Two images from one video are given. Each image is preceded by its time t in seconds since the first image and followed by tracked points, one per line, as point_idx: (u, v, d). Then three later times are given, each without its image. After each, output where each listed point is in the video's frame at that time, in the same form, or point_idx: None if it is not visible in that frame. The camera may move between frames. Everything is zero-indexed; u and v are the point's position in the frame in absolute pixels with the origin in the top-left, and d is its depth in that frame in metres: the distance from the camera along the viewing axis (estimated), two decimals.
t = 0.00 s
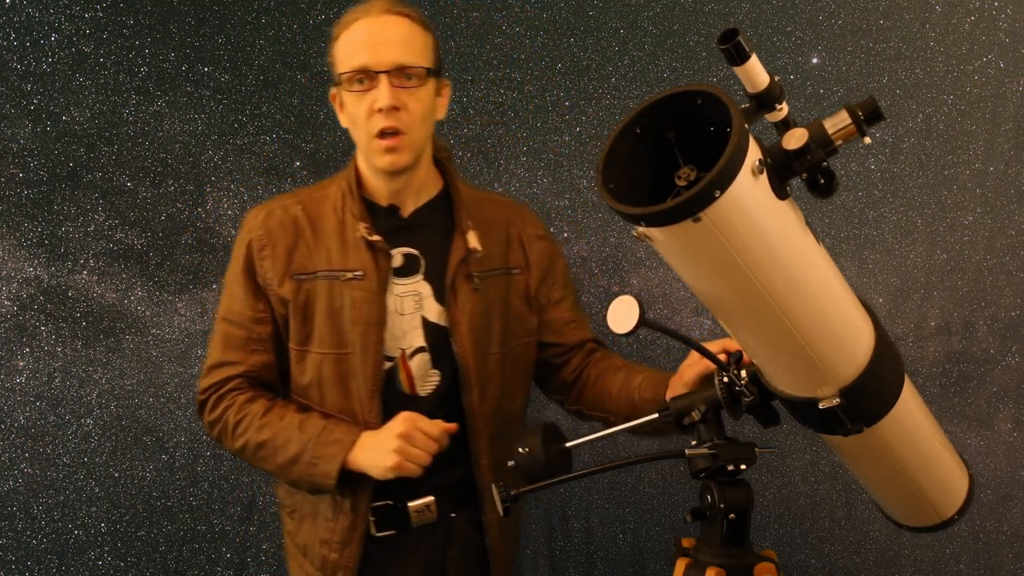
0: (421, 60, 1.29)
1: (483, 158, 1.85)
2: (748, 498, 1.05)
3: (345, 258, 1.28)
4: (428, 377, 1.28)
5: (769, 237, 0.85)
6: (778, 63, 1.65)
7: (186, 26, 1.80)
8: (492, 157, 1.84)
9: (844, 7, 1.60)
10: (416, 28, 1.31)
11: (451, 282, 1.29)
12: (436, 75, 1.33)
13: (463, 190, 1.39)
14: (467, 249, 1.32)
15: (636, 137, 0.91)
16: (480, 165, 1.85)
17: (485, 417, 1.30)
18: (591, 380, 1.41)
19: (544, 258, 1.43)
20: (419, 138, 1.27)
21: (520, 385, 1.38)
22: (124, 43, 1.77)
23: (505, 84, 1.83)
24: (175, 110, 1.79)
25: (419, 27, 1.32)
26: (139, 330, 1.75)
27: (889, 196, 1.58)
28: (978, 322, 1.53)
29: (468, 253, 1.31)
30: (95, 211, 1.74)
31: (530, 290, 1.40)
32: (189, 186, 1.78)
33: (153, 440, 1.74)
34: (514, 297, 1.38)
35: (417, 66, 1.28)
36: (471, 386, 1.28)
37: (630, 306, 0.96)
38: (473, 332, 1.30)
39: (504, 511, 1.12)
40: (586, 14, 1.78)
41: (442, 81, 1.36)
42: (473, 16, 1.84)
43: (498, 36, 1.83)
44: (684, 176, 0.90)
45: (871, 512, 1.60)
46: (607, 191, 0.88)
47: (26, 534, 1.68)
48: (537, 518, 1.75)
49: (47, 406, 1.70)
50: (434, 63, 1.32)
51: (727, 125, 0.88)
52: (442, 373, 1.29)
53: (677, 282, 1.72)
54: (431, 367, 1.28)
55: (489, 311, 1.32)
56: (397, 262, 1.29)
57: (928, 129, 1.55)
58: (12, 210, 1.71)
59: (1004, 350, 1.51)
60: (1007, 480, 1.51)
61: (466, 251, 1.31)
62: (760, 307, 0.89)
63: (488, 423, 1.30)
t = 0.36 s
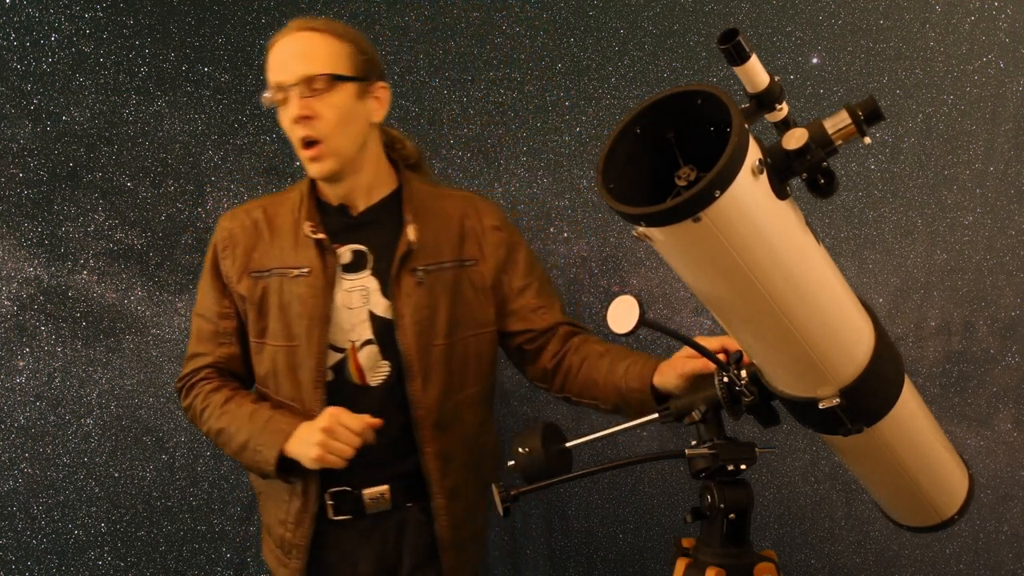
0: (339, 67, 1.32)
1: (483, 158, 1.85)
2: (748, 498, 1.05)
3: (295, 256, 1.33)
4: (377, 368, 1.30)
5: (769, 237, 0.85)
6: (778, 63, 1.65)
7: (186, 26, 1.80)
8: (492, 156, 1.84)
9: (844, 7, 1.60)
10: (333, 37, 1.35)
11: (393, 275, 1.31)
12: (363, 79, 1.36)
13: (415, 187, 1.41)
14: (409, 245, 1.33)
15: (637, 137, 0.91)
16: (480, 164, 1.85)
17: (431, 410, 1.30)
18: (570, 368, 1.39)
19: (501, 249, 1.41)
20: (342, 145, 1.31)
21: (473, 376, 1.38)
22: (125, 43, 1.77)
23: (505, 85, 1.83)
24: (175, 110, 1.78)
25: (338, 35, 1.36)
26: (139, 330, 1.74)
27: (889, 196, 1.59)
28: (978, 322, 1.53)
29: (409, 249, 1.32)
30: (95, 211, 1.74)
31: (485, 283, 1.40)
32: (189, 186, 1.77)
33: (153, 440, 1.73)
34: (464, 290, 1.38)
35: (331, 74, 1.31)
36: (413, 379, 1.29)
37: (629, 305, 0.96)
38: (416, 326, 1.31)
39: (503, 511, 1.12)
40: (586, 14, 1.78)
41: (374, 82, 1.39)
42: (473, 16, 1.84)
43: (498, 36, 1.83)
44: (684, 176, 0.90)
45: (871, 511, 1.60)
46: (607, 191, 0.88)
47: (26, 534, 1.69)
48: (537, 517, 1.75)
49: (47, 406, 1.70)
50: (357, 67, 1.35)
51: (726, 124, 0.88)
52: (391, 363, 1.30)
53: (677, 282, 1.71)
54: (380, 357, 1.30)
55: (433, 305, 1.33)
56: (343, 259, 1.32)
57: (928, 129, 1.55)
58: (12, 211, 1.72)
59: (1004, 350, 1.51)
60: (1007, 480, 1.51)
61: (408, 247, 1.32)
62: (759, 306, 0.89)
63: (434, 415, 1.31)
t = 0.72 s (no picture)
0: (232, 73, 1.07)
1: (483, 158, 1.83)
2: (748, 498, 1.05)
3: (219, 261, 1.10)
4: (299, 370, 1.03)
5: (769, 237, 0.85)
6: (778, 63, 1.66)
7: (186, 26, 1.80)
8: (492, 157, 1.83)
9: (844, 7, 1.60)
10: (223, 42, 1.08)
11: (312, 279, 1.05)
12: (262, 81, 1.08)
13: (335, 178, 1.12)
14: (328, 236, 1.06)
15: (637, 137, 0.91)
16: (481, 165, 1.83)
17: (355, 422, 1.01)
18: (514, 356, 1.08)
19: (434, 237, 1.08)
20: (240, 159, 1.06)
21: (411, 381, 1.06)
22: (124, 43, 1.76)
23: (505, 84, 1.82)
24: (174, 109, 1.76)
25: (236, 39, 1.09)
26: (139, 330, 1.72)
27: (889, 196, 1.59)
28: (978, 322, 1.53)
29: (323, 243, 1.05)
30: (95, 211, 1.74)
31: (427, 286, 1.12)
32: (189, 186, 1.75)
33: (153, 440, 1.71)
34: (392, 286, 1.07)
35: (221, 84, 1.06)
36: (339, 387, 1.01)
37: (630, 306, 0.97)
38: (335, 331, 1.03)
39: (503, 511, 1.12)
40: (586, 14, 1.78)
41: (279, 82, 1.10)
42: (473, 16, 1.84)
43: (498, 36, 1.83)
44: (684, 176, 0.90)
45: (871, 512, 1.60)
46: (607, 191, 0.89)
47: (26, 534, 1.68)
48: (537, 517, 1.75)
49: (47, 406, 1.70)
50: (256, 70, 1.08)
51: (727, 124, 0.88)
52: (314, 363, 1.03)
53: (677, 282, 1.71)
54: (302, 360, 1.03)
55: (359, 303, 1.05)
56: (265, 263, 1.08)
57: (928, 129, 1.56)
58: (12, 211, 1.72)
59: (1004, 350, 1.51)
60: (1007, 480, 1.51)
61: (326, 237, 1.06)
62: (759, 306, 0.89)
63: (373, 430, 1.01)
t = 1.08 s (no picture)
0: (105, 65, 0.72)
1: (483, 158, 1.81)
2: (748, 498, 1.05)
3: (85, 265, 0.80)
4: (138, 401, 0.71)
5: (768, 237, 0.85)
6: (778, 63, 1.66)
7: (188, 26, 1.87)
8: (492, 157, 1.81)
9: (844, 7, 1.61)
10: (98, 21, 0.72)
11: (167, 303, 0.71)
12: (138, 73, 0.72)
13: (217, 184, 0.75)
14: (189, 249, 0.72)
15: (637, 137, 0.91)
16: (481, 165, 1.81)
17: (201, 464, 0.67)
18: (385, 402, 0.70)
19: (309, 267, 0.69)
20: (110, 165, 0.71)
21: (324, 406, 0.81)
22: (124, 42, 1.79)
23: (505, 84, 1.82)
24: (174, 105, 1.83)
25: (113, 21, 0.73)
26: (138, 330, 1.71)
27: (889, 195, 1.59)
28: (978, 321, 1.53)
29: (180, 264, 0.71)
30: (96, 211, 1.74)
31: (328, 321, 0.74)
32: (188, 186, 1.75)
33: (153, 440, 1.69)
34: (252, 317, 0.69)
35: (84, 79, 0.71)
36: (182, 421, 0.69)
37: (630, 308, 0.98)
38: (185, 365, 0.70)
39: (503, 512, 1.12)
40: (586, 14, 1.79)
41: (162, 72, 0.74)
42: (473, 16, 1.83)
43: (498, 36, 1.83)
44: (684, 176, 0.89)
45: (871, 512, 1.60)
46: (607, 191, 0.89)
47: (26, 534, 1.68)
48: (537, 517, 1.74)
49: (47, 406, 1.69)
50: (132, 60, 0.72)
51: (727, 124, 0.88)
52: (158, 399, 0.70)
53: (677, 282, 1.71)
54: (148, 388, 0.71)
55: (213, 337, 0.69)
56: (125, 273, 0.75)
57: (928, 129, 1.56)
58: (12, 211, 1.71)
59: (1004, 350, 1.51)
60: (1007, 480, 1.51)
61: (186, 253, 0.72)
62: (759, 305, 0.89)
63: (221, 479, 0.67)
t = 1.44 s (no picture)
0: None
1: (483, 158, 1.81)
2: (747, 498, 1.05)
3: None
4: None
5: (769, 237, 0.85)
6: (778, 63, 1.67)
7: (187, 26, 1.80)
8: (492, 157, 1.81)
9: (843, 7, 1.62)
10: None
11: None
12: None
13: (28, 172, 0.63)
14: None
15: (637, 137, 0.91)
16: (481, 165, 1.81)
17: None
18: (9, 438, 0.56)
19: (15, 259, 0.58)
20: None
21: (144, 462, 0.72)
22: (124, 44, 1.78)
23: (505, 84, 1.82)
24: (175, 110, 1.78)
25: None
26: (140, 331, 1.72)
27: (889, 195, 1.59)
28: (978, 322, 1.54)
29: None
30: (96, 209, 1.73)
31: (132, 357, 0.65)
32: (189, 186, 1.78)
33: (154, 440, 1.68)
34: None
35: None
36: None
37: (630, 308, 0.99)
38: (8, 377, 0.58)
39: (502, 513, 1.11)
40: (586, 14, 1.80)
41: None
42: (473, 16, 1.83)
43: (499, 37, 1.83)
44: (684, 176, 0.89)
45: (871, 512, 1.60)
46: (607, 190, 0.89)
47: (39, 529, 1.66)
48: (537, 517, 1.73)
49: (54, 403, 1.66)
50: None
51: (727, 124, 0.88)
52: None
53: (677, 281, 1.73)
54: None
55: None
56: None
57: (928, 129, 1.57)
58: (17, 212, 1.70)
59: (1004, 350, 1.51)
60: (1008, 479, 1.51)
61: None
62: (758, 305, 0.89)
63: None
